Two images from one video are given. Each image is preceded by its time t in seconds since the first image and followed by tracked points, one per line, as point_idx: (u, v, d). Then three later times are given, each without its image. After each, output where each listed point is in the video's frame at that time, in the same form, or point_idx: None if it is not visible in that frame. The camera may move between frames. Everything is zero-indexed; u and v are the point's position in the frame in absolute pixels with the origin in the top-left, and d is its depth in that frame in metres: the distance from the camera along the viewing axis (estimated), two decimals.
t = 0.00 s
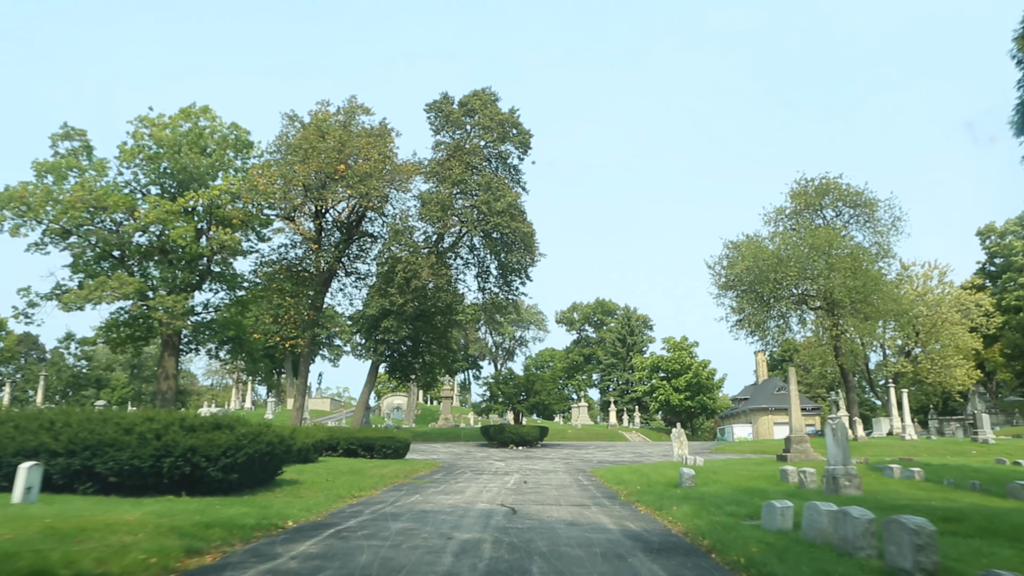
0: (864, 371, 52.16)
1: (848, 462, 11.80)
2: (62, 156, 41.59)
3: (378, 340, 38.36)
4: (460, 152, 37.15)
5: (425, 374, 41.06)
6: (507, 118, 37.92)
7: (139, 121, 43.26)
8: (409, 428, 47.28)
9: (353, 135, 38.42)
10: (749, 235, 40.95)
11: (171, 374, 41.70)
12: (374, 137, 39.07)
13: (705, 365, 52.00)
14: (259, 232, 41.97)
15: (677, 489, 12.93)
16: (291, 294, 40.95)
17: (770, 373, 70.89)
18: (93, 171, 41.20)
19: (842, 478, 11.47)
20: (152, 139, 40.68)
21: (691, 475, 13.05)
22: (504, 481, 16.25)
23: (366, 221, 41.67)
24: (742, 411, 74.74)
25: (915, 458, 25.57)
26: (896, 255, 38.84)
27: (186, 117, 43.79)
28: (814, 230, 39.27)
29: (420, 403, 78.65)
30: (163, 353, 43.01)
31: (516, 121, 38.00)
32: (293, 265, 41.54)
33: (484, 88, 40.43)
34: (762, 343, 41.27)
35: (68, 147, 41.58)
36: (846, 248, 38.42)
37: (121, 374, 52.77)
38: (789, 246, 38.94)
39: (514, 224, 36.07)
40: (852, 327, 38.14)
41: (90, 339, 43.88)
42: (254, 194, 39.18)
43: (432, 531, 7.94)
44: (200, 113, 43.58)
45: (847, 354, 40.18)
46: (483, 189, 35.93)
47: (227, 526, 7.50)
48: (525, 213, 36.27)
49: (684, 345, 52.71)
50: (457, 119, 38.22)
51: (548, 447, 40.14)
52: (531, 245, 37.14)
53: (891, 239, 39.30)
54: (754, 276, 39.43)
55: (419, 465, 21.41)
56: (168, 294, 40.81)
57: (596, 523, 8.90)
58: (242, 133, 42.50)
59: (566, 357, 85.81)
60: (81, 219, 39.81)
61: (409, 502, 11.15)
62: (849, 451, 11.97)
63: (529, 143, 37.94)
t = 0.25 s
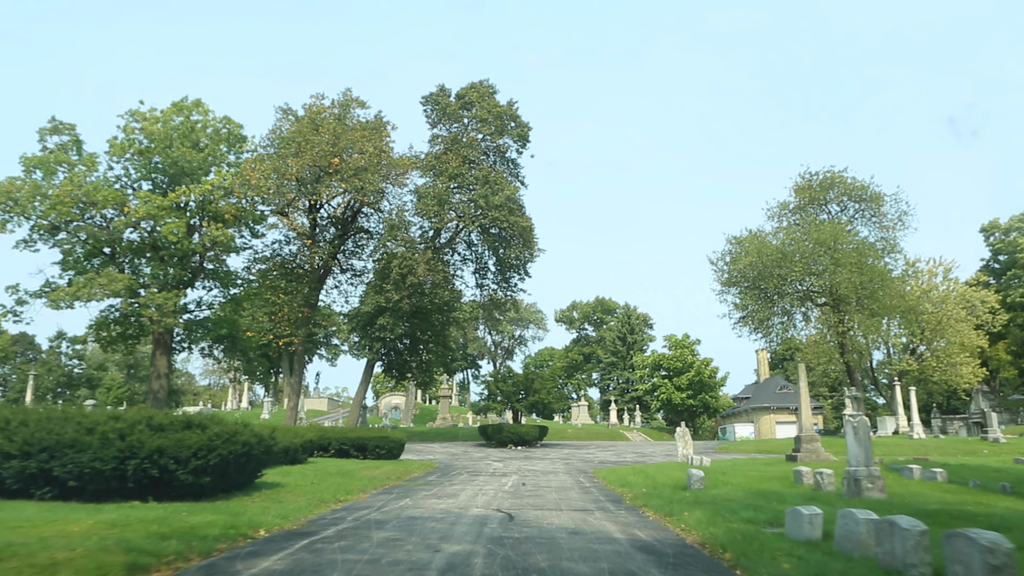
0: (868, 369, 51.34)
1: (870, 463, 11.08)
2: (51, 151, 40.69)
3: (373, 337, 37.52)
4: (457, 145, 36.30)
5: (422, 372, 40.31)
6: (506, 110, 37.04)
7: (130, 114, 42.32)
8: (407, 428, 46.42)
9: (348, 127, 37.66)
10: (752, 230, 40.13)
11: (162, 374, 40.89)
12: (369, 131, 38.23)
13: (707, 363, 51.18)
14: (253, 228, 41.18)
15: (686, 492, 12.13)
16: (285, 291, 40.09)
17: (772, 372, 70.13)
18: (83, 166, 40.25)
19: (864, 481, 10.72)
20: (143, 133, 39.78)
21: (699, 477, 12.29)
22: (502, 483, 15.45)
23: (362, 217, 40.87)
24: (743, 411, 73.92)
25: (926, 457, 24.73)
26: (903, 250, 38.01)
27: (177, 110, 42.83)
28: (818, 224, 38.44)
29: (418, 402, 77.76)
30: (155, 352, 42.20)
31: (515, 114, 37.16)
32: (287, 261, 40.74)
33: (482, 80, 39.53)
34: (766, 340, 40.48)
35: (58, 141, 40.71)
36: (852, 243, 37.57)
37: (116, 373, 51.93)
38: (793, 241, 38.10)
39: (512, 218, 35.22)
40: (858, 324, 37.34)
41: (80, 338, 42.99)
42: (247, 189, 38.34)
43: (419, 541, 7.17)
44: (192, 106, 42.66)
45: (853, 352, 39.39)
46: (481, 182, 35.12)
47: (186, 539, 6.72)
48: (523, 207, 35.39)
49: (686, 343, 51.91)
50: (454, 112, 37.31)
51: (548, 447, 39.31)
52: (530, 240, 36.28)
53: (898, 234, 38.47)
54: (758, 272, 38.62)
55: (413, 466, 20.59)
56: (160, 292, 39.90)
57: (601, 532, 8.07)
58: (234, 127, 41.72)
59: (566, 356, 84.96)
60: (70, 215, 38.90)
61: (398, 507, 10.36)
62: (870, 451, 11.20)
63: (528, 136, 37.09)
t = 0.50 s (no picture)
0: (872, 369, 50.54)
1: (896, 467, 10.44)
2: (40, 146, 39.89)
3: (369, 336, 36.72)
4: (455, 139, 35.46)
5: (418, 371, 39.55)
6: (504, 103, 36.22)
7: (120, 109, 41.43)
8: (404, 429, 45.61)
9: (343, 121, 36.85)
10: (755, 226, 39.34)
11: (153, 373, 40.19)
12: (364, 125, 37.42)
13: (709, 362, 50.37)
14: (247, 225, 40.43)
15: (695, 496, 11.33)
16: (279, 288, 39.29)
17: (774, 372, 69.39)
18: (73, 161, 39.43)
19: (890, 485, 10.15)
20: (134, 127, 38.96)
21: (709, 480, 11.55)
22: (499, 486, 14.63)
23: (358, 213, 40.11)
24: (745, 411, 73.15)
25: (938, 458, 23.92)
26: (911, 246, 37.22)
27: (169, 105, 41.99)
28: (823, 220, 37.63)
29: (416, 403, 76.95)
30: (147, 351, 41.47)
31: (513, 107, 36.36)
32: (281, 258, 39.92)
33: (480, 73, 38.71)
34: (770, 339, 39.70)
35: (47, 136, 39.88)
36: (858, 239, 36.77)
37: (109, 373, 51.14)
38: (798, 237, 37.30)
39: (511, 213, 34.38)
40: (865, 322, 36.53)
41: (70, 337, 42.19)
42: (239, 184, 37.52)
43: (403, 555, 6.38)
44: (184, 101, 41.87)
45: (858, 350, 38.58)
46: (478, 176, 34.33)
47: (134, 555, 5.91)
48: (522, 202, 34.55)
49: (688, 342, 51.11)
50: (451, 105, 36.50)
51: (547, 447, 38.51)
52: (529, 236, 35.46)
53: (905, 230, 37.67)
54: (761, 269, 37.83)
55: (407, 468, 19.78)
56: (151, 290, 39.05)
57: (607, 544, 7.25)
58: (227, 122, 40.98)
59: (566, 356, 84.13)
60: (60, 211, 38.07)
61: (385, 514, 9.57)
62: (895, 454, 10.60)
63: (526, 129, 36.27)
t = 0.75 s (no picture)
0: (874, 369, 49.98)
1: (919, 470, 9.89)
2: (29, 142, 39.16)
3: (364, 334, 36.09)
4: (451, 134, 34.80)
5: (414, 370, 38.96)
6: (502, 98, 35.59)
7: (111, 104, 40.65)
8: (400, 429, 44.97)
9: (338, 116, 36.19)
10: (757, 224, 38.77)
11: (145, 373, 39.60)
12: (360, 120, 36.77)
13: (710, 362, 49.76)
14: (240, 222, 39.83)
15: (703, 501, 10.69)
16: (273, 286, 38.65)
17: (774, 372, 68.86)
18: (63, 157, 38.72)
19: (912, 489, 9.60)
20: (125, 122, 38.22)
21: (716, 484, 10.99)
22: (495, 489, 13.98)
23: (353, 210, 39.49)
24: (745, 411, 72.62)
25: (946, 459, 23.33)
26: (915, 243, 36.63)
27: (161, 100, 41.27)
28: (826, 217, 37.03)
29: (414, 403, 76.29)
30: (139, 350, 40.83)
31: (511, 102, 35.73)
32: (275, 256, 39.25)
33: (477, 68, 38.07)
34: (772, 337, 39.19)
35: (37, 132, 39.15)
36: (861, 236, 36.19)
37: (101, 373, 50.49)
38: (801, 235, 36.70)
39: (509, 209, 33.74)
40: (868, 320, 35.97)
41: (60, 336, 41.49)
42: (232, 179, 36.86)
43: (385, 571, 5.72)
44: (177, 96, 41.14)
45: (861, 349, 38.04)
46: (475, 172, 33.70)
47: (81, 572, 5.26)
48: (520, 198, 33.91)
49: (688, 341, 50.54)
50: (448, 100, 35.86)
51: (546, 448, 37.90)
52: (527, 233, 34.82)
53: (909, 227, 37.09)
54: (763, 266, 37.26)
55: (401, 470, 19.16)
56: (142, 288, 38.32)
57: (612, 556, 6.59)
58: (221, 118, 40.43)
59: (564, 356, 83.52)
60: (49, 207, 37.32)
61: (372, 521, 8.91)
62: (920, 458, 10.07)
63: (525, 124, 35.65)
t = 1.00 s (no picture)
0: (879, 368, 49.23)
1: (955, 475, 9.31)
2: (19, 135, 38.34)
3: (359, 332, 35.31)
4: (449, 128, 34.03)
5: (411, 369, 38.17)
6: (501, 90, 34.81)
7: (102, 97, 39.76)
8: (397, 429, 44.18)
9: (333, 109, 35.40)
10: (761, 220, 38.05)
11: (136, 371, 38.82)
12: (356, 113, 36.00)
13: (712, 361, 49.01)
14: (234, 218, 39.08)
15: (715, 506, 9.89)
16: (267, 283, 37.85)
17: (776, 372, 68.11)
18: (53, 151, 37.88)
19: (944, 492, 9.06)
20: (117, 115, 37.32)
21: (729, 486, 10.27)
22: (492, 492, 13.17)
23: (349, 205, 38.74)
24: (747, 411, 71.87)
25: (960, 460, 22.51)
26: (923, 239, 35.88)
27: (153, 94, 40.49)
28: (832, 213, 36.27)
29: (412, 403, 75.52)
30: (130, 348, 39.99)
31: (510, 95, 34.96)
32: (269, 252, 38.43)
33: (476, 60, 37.30)
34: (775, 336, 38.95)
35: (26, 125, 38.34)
36: (868, 232, 35.39)
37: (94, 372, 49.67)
38: (806, 231, 35.91)
39: (508, 204, 32.98)
40: (875, 318, 35.26)
41: (50, 334, 40.59)
42: (226, 173, 36.06)
43: None
44: (170, 89, 39.74)
45: (867, 348, 37.34)
46: (474, 165, 32.94)
47: None
48: (520, 192, 33.15)
49: (690, 340, 49.79)
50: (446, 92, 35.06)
51: (545, 448, 37.11)
52: (527, 228, 34.05)
53: (917, 223, 36.33)
54: (767, 263, 36.55)
55: (394, 471, 18.33)
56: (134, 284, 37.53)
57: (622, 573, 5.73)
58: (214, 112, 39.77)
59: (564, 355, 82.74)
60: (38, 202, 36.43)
61: (353, 529, 8.04)
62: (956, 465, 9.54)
63: (524, 117, 34.90)
